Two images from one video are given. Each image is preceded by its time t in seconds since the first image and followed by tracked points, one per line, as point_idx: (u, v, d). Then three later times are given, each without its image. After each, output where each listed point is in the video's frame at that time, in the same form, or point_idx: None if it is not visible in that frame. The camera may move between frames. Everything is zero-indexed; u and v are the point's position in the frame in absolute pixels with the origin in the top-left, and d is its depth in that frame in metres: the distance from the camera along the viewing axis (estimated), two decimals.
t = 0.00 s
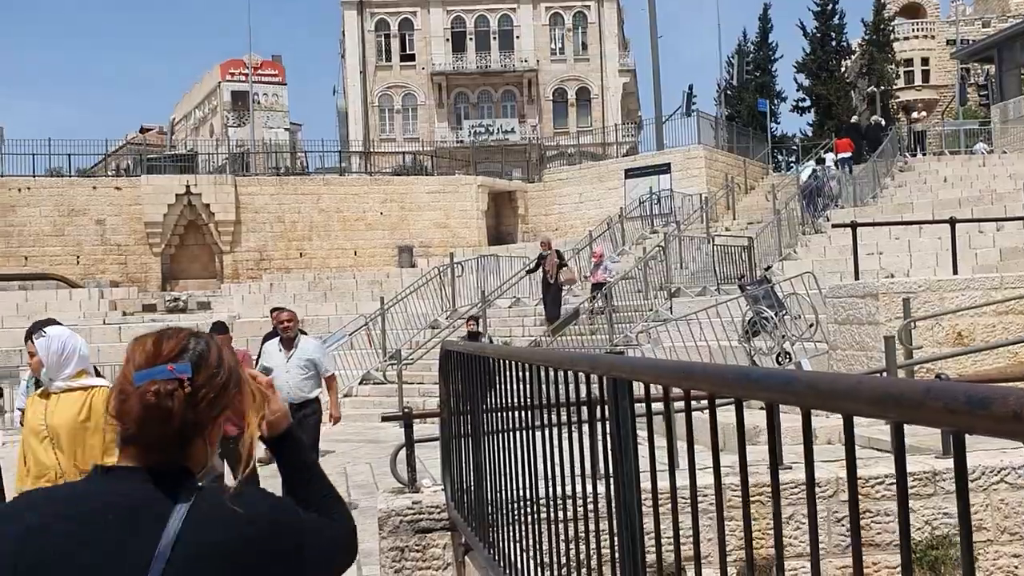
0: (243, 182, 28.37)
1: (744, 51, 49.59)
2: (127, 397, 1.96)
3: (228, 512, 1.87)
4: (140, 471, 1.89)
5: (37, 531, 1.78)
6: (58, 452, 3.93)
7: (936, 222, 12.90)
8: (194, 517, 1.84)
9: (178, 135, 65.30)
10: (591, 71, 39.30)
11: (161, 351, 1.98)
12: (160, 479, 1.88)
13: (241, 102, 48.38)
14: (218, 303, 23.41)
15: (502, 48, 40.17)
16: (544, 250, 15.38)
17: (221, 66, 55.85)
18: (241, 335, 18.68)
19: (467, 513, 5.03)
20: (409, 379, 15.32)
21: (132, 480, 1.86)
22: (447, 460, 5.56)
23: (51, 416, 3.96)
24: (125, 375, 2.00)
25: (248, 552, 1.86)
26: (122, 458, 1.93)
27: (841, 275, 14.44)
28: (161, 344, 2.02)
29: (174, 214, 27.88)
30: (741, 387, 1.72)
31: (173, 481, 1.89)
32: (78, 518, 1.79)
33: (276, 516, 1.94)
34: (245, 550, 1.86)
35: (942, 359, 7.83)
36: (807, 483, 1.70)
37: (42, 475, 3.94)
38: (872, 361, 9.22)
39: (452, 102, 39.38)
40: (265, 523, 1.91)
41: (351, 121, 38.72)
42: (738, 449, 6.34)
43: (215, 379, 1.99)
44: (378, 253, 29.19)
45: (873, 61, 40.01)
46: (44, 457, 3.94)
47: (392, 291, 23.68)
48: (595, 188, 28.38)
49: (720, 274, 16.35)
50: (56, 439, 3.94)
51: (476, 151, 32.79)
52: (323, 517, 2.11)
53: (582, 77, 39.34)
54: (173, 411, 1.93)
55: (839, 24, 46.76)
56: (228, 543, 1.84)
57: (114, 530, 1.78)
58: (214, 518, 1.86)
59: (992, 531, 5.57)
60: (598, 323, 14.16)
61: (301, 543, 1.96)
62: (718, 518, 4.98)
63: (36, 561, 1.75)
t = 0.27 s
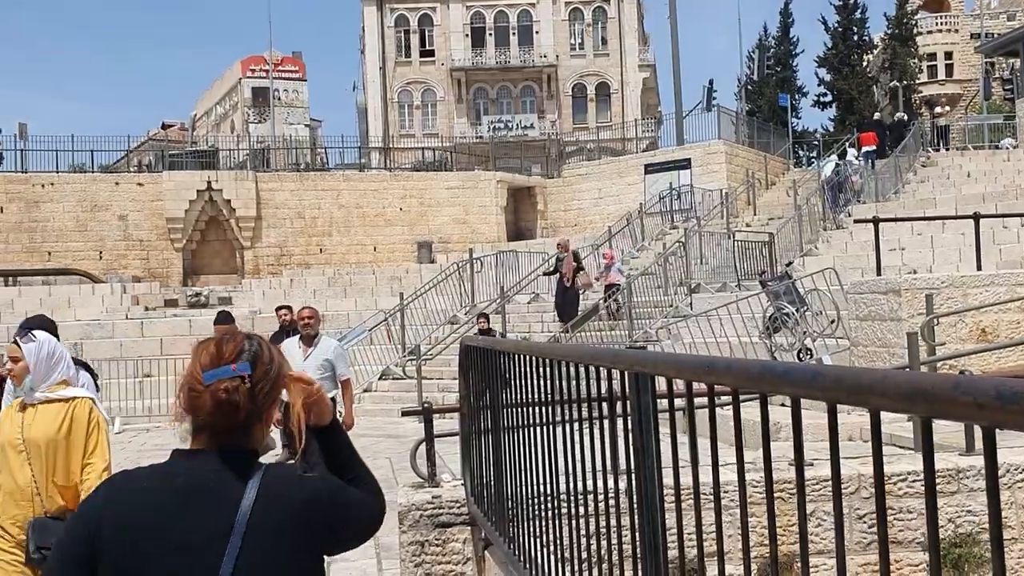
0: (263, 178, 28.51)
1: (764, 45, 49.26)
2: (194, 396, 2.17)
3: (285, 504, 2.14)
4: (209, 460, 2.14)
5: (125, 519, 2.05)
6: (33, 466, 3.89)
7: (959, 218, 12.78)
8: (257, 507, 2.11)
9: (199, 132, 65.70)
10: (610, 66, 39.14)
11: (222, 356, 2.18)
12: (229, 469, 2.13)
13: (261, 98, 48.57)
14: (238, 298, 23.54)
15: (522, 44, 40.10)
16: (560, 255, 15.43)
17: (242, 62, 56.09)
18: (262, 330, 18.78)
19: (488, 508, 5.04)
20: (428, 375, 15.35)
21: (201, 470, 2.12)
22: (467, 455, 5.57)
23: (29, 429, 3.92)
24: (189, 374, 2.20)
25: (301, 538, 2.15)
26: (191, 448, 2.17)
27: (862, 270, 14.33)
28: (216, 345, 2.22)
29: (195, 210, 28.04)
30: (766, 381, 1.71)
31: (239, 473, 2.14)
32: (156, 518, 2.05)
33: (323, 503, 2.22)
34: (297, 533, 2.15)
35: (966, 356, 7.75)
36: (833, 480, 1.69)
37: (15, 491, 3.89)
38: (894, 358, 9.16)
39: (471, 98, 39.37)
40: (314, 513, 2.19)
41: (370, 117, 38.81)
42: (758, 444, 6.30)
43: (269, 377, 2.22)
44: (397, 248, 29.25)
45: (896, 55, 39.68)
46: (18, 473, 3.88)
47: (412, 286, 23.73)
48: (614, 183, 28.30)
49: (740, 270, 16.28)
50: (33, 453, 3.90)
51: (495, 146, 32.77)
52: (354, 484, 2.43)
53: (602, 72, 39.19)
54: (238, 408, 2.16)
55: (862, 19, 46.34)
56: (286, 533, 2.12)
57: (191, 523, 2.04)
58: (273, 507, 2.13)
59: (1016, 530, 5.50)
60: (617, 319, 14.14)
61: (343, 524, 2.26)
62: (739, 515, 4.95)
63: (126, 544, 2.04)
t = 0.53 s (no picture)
0: (276, 174, 28.59)
1: (778, 40, 49.02)
2: (227, 366, 2.37)
3: (303, 471, 2.30)
4: (236, 420, 2.33)
5: (163, 474, 2.27)
6: None
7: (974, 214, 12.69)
8: (278, 476, 2.27)
9: (213, 128, 65.85)
10: (623, 61, 39.12)
11: (251, 330, 2.39)
12: (254, 433, 2.31)
13: (275, 94, 48.63)
14: (252, 293, 23.60)
15: (535, 39, 40.04)
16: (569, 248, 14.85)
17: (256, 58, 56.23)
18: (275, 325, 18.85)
19: (500, 503, 5.04)
20: (440, 370, 15.38)
21: (232, 431, 2.31)
22: (479, 451, 5.57)
23: None
24: (226, 345, 2.41)
25: (317, 507, 2.30)
26: (222, 410, 2.36)
27: (876, 267, 14.28)
28: (249, 322, 2.43)
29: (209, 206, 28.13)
30: (782, 376, 1.70)
31: (263, 437, 2.31)
32: (187, 474, 2.26)
33: (341, 475, 2.36)
34: (313, 507, 2.30)
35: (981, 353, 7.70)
36: (849, 475, 1.68)
37: None
38: (909, 355, 9.12)
39: (484, 93, 39.36)
40: (331, 484, 2.33)
41: (383, 112, 38.87)
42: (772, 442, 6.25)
43: (293, 348, 2.41)
44: (409, 244, 29.24)
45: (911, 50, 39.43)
46: None
47: (424, 281, 23.76)
48: (627, 178, 28.24)
49: (754, 266, 16.23)
50: None
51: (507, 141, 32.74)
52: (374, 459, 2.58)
53: (615, 68, 39.15)
54: (268, 375, 2.34)
55: (877, 13, 46.05)
56: (303, 499, 2.28)
57: (216, 484, 2.24)
58: (295, 473, 2.28)
59: None
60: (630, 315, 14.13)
61: (363, 501, 2.40)
62: (752, 512, 4.93)
63: (164, 499, 2.26)
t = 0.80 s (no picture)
0: (287, 169, 28.66)
1: (789, 34, 48.79)
2: (258, 367, 2.56)
3: (323, 472, 2.40)
4: (262, 416, 2.49)
5: (199, 467, 2.47)
6: None
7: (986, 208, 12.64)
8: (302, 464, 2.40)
9: (223, 123, 65.99)
10: (633, 56, 39.10)
11: (278, 334, 2.57)
12: (277, 429, 2.45)
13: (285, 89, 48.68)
14: (262, 287, 23.65)
15: (544, 33, 39.95)
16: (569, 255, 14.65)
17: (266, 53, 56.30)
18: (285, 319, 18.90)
19: (510, 497, 5.04)
20: (450, 365, 15.40)
21: (262, 421, 2.47)
22: (490, 444, 5.57)
23: None
24: (261, 346, 2.60)
25: (337, 508, 2.41)
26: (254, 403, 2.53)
27: (887, 262, 14.24)
28: (281, 326, 2.60)
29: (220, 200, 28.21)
30: (795, 370, 1.69)
31: (286, 434, 2.44)
32: (220, 468, 2.44)
33: (363, 478, 2.44)
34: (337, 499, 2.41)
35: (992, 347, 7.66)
36: (863, 468, 1.66)
37: None
38: (920, 350, 9.09)
39: (494, 88, 39.32)
40: (353, 486, 2.42)
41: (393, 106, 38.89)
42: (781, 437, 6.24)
43: (315, 348, 2.58)
44: (419, 239, 29.26)
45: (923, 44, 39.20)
46: None
47: (434, 276, 23.77)
48: (637, 173, 28.18)
49: (764, 261, 16.19)
50: None
51: (517, 136, 32.71)
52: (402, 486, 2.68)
53: (625, 62, 39.12)
54: (292, 372, 2.51)
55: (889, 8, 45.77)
56: (324, 498, 2.39)
57: (245, 478, 2.41)
58: (316, 474, 2.39)
59: None
60: (639, 310, 14.11)
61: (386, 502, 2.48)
62: (763, 506, 4.92)
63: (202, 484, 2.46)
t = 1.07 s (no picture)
0: (299, 163, 28.72)
1: (802, 27, 48.48)
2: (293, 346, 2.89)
3: (366, 436, 2.76)
4: (303, 388, 2.83)
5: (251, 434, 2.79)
6: None
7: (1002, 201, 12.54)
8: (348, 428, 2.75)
9: (235, 118, 66.07)
10: (645, 49, 38.98)
11: (307, 315, 2.88)
12: (321, 400, 2.79)
13: (296, 83, 48.68)
14: (275, 281, 23.70)
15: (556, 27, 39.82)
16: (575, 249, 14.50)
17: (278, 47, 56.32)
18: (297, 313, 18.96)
19: (521, 490, 5.05)
20: (462, 359, 15.42)
21: (309, 390, 2.81)
22: (501, 438, 5.57)
23: None
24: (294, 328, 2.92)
25: (378, 468, 2.77)
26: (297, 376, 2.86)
27: (901, 256, 14.15)
28: (311, 310, 2.92)
29: (232, 195, 28.27)
30: (810, 360, 1.68)
31: (330, 404, 2.78)
32: (271, 434, 2.77)
33: (398, 443, 2.81)
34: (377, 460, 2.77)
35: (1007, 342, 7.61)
36: (880, 462, 1.64)
37: None
38: (934, 344, 9.04)
39: (505, 82, 39.24)
40: (391, 450, 2.79)
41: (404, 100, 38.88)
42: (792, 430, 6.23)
43: (341, 326, 2.89)
44: (430, 233, 29.26)
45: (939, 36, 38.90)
46: None
47: (445, 270, 23.78)
48: (649, 167, 28.09)
49: (777, 255, 16.12)
50: None
51: (529, 130, 32.65)
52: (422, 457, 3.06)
53: (637, 55, 39.02)
54: (326, 350, 2.83)
55: None
56: (366, 461, 2.75)
57: (295, 444, 2.75)
58: (360, 439, 2.75)
59: None
60: (652, 304, 14.09)
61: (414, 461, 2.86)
62: (775, 500, 4.90)
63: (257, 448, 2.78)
